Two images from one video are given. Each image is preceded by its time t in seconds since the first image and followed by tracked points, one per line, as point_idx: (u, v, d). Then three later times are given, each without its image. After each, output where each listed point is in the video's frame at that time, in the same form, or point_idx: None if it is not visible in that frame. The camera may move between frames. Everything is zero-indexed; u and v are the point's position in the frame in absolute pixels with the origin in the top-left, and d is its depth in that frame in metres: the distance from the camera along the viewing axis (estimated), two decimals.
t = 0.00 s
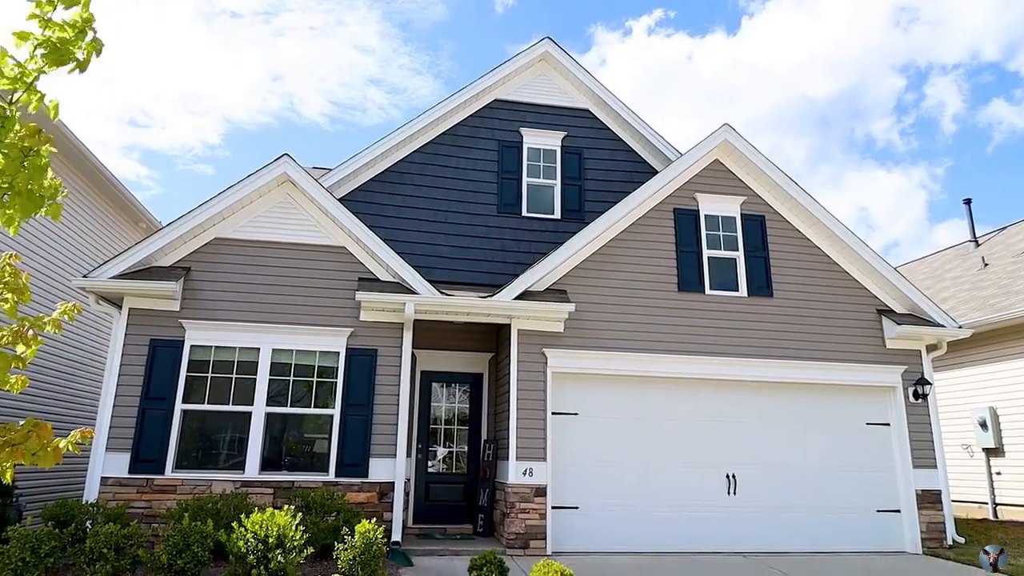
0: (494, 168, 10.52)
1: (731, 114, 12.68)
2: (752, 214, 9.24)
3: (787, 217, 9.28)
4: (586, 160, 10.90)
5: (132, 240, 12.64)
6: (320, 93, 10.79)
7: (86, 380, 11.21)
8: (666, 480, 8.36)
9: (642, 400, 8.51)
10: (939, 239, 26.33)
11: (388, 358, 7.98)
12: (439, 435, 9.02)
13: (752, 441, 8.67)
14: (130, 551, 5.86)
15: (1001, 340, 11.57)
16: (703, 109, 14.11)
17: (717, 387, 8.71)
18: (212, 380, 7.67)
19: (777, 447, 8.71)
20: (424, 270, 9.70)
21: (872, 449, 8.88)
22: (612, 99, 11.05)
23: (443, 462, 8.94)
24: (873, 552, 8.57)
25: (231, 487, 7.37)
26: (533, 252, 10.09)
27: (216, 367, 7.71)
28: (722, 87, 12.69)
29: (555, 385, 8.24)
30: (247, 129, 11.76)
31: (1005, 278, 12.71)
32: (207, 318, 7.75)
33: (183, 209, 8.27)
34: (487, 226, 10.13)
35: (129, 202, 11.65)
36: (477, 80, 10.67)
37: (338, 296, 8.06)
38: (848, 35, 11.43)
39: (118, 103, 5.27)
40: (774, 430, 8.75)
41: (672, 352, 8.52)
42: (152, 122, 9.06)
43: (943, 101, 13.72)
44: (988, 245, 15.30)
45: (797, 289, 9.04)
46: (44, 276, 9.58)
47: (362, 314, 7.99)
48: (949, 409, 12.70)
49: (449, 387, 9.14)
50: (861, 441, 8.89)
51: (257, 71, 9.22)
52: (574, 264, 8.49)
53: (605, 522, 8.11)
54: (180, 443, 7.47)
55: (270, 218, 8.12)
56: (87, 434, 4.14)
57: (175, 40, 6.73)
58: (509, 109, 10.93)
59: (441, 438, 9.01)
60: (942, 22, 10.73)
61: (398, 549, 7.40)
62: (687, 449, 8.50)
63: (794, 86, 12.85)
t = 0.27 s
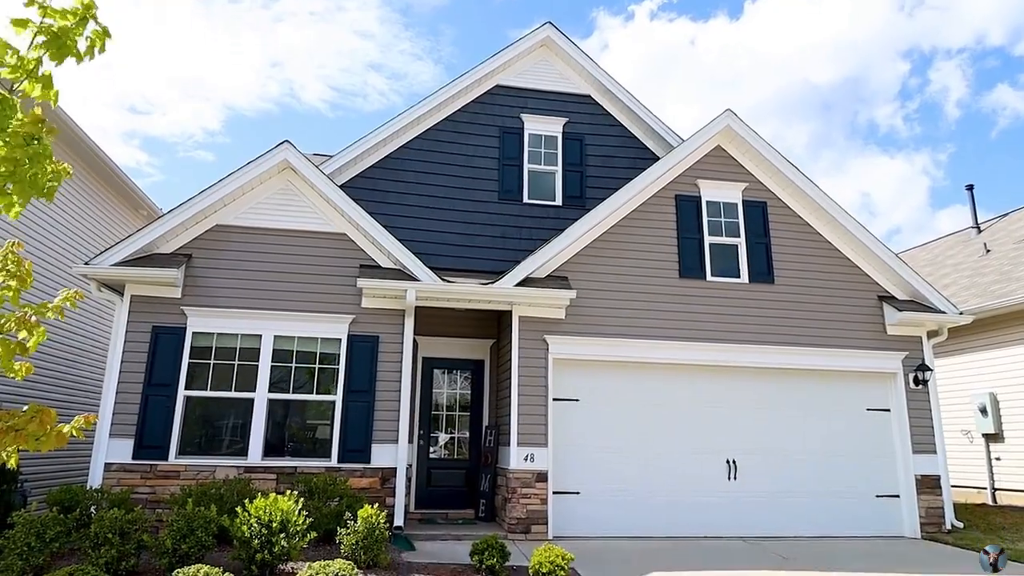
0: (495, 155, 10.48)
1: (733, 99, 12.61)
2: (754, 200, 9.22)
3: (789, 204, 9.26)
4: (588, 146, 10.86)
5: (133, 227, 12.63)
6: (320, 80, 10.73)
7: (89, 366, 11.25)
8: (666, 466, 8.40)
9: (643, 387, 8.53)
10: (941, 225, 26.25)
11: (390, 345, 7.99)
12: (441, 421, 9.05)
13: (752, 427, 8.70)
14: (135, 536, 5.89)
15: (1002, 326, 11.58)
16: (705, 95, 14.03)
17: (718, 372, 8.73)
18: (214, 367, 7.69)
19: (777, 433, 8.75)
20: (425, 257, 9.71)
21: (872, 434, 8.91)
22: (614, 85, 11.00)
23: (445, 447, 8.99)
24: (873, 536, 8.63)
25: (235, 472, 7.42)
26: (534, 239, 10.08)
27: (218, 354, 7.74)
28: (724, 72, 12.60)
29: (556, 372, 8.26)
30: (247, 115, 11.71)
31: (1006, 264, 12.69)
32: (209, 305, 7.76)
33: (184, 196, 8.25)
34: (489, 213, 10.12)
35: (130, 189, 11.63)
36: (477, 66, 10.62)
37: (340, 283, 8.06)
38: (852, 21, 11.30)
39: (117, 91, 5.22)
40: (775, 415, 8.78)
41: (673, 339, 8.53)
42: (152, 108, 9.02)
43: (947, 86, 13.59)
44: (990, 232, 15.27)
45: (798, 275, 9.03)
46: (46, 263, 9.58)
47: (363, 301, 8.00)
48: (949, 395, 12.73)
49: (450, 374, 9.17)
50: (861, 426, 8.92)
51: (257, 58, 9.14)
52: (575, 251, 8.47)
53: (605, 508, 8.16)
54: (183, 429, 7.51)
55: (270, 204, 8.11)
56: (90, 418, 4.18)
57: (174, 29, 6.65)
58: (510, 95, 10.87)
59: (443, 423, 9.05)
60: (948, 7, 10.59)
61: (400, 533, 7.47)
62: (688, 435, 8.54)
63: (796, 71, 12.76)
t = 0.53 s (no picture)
0: (497, 140, 10.45)
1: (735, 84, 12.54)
2: (757, 185, 9.18)
3: (792, 189, 9.23)
4: (590, 131, 10.82)
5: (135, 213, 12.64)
6: (320, 66, 10.67)
7: (92, 352, 11.30)
8: (667, 450, 8.44)
9: (644, 371, 8.55)
10: (943, 210, 26.19)
11: (392, 330, 8.02)
12: (442, 406, 9.09)
13: (754, 412, 8.73)
14: (140, 520, 5.93)
15: (1003, 311, 11.57)
16: (708, 80, 13.95)
17: (719, 357, 8.75)
18: (217, 352, 7.72)
19: (778, 418, 8.78)
20: (426, 243, 9.71)
21: (872, 418, 8.94)
22: (616, 70, 10.93)
23: (447, 432, 9.03)
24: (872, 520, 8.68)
25: (238, 457, 7.47)
26: (536, 224, 10.07)
27: (221, 339, 7.77)
28: (727, 56, 12.51)
29: (557, 357, 8.29)
30: (247, 102, 11.66)
31: (1009, 249, 12.66)
32: (211, 290, 7.78)
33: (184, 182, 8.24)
34: (490, 198, 10.10)
35: (131, 175, 11.62)
36: (478, 50, 10.56)
37: (341, 269, 8.07)
38: (856, 5, 11.20)
39: (117, 77, 5.18)
40: (776, 400, 8.81)
41: (674, 324, 8.54)
42: (153, 93, 8.98)
43: (952, 70, 13.48)
44: (993, 217, 15.22)
45: (799, 260, 9.02)
46: (48, 249, 9.60)
47: (365, 287, 8.01)
48: (950, 380, 12.75)
49: (452, 359, 9.20)
50: (862, 411, 8.95)
51: (258, 45, 9.08)
52: (575, 237, 8.46)
53: (606, 491, 8.21)
54: (187, 414, 7.55)
55: (271, 190, 8.10)
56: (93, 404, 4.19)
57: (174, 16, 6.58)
58: (512, 80, 10.82)
59: (445, 409, 9.09)
60: None
61: (402, 517, 7.53)
62: (689, 420, 8.57)
63: (800, 54, 12.68)
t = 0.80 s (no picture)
0: (498, 127, 10.41)
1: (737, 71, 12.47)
2: (759, 172, 9.15)
3: (794, 175, 9.20)
4: (591, 118, 10.78)
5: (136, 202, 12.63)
6: (321, 54, 10.61)
7: (96, 340, 11.33)
8: (668, 438, 8.47)
9: (645, 359, 8.57)
10: (945, 196, 26.21)
11: (394, 318, 8.03)
12: (444, 393, 9.12)
13: (755, 399, 8.75)
14: (144, 507, 5.96)
15: (1005, 299, 11.56)
16: (710, 67, 13.88)
17: (720, 345, 8.76)
18: (220, 340, 7.74)
19: (779, 405, 8.80)
20: (428, 231, 9.71)
21: (873, 405, 8.96)
22: (617, 56, 10.86)
23: (449, 420, 9.06)
24: (872, 505, 8.72)
25: (241, 444, 7.51)
26: (537, 212, 10.06)
27: (223, 327, 7.78)
28: (730, 43, 12.43)
29: (559, 344, 8.31)
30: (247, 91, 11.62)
31: (1011, 237, 12.63)
32: (213, 279, 7.79)
33: (185, 170, 8.23)
34: (492, 186, 10.08)
35: (132, 163, 11.60)
36: (479, 37, 10.49)
37: (343, 257, 8.07)
38: None
39: (119, 63, 5.16)
40: (777, 387, 8.83)
41: (676, 312, 8.55)
42: (153, 81, 8.95)
43: (957, 56, 13.37)
44: (996, 204, 15.18)
45: (801, 248, 9.01)
46: (50, 238, 9.60)
47: (367, 275, 8.02)
48: (951, 367, 12.76)
49: (453, 347, 9.21)
50: (863, 398, 8.96)
51: (258, 32, 9.03)
52: (575, 225, 8.45)
53: (607, 478, 8.25)
54: (190, 402, 7.58)
55: (272, 178, 8.09)
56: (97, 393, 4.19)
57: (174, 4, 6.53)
58: (513, 67, 10.76)
59: (447, 396, 9.12)
60: None
61: (405, 503, 7.58)
62: (690, 408, 8.59)
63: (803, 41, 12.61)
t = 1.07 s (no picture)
0: (499, 116, 10.37)
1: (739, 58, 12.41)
2: (760, 161, 9.12)
3: (796, 163, 9.16)
4: (593, 107, 10.73)
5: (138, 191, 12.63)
6: (322, 42, 10.57)
7: (98, 330, 11.36)
8: (669, 426, 8.49)
9: (646, 347, 8.57)
10: (948, 184, 26.16)
11: (395, 307, 8.04)
12: (446, 382, 9.14)
13: (756, 387, 8.76)
14: (148, 495, 5.99)
15: (1007, 287, 11.54)
16: (712, 55, 13.80)
17: (721, 334, 8.76)
18: (222, 330, 7.76)
19: (780, 393, 8.81)
20: (429, 219, 9.70)
21: (873, 393, 8.97)
22: (618, 44, 10.80)
23: (451, 408, 9.09)
24: (872, 493, 8.76)
25: (244, 433, 7.54)
26: (539, 201, 10.04)
27: (225, 316, 7.80)
28: (732, 30, 12.36)
29: (560, 333, 8.31)
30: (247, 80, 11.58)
31: (1014, 225, 12.59)
32: (215, 268, 7.80)
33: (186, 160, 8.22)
34: (493, 175, 10.06)
35: (133, 153, 11.58)
36: (479, 25, 10.43)
37: (344, 246, 8.07)
38: None
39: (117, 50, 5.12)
40: (778, 375, 8.84)
41: (677, 300, 8.54)
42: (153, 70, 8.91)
43: (961, 42, 13.23)
44: (999, 192, 15.12)
45: (803, 237, 8.99)
46: (51, 228, 9.60)
47: (368, 264, 8.02)
48: (952, 355, 12.77)
49: (455, 336, 9.23)
50: (864, 386, 8.97)
51: (258, 21, 8.98)
52: (576, 214, 8.44)
53: (608, 466, 8.28)
54: (193, 391, 7.61)
55: (273, 167, 8.08)
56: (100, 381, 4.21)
57: None
58: (513, 55, 10.71)
59: (449, 385, 9.14)
60: None
61: (407, 491, 7.62)
62: (691, 396, 8.61)
63: (806, 28, 12.54)
